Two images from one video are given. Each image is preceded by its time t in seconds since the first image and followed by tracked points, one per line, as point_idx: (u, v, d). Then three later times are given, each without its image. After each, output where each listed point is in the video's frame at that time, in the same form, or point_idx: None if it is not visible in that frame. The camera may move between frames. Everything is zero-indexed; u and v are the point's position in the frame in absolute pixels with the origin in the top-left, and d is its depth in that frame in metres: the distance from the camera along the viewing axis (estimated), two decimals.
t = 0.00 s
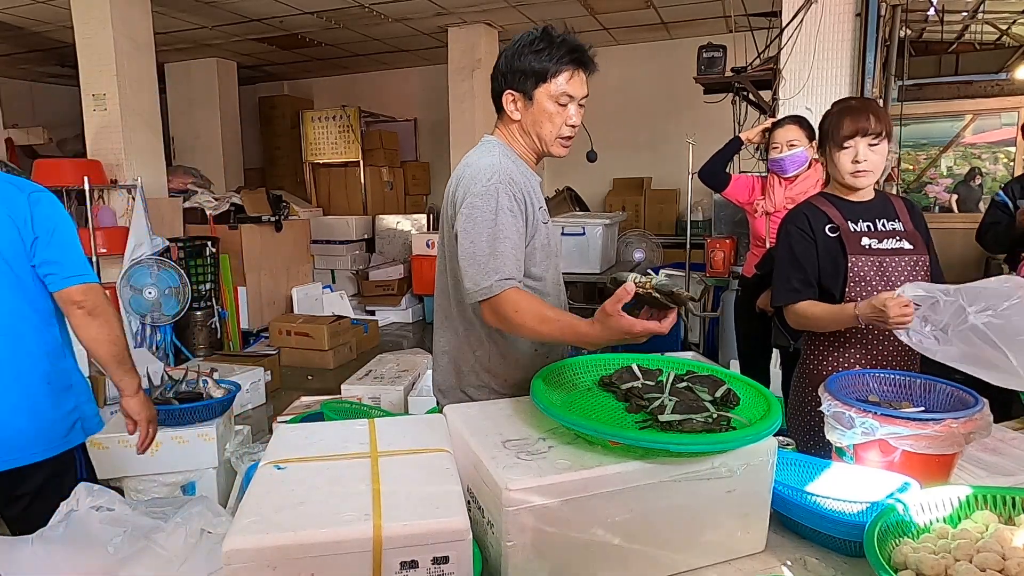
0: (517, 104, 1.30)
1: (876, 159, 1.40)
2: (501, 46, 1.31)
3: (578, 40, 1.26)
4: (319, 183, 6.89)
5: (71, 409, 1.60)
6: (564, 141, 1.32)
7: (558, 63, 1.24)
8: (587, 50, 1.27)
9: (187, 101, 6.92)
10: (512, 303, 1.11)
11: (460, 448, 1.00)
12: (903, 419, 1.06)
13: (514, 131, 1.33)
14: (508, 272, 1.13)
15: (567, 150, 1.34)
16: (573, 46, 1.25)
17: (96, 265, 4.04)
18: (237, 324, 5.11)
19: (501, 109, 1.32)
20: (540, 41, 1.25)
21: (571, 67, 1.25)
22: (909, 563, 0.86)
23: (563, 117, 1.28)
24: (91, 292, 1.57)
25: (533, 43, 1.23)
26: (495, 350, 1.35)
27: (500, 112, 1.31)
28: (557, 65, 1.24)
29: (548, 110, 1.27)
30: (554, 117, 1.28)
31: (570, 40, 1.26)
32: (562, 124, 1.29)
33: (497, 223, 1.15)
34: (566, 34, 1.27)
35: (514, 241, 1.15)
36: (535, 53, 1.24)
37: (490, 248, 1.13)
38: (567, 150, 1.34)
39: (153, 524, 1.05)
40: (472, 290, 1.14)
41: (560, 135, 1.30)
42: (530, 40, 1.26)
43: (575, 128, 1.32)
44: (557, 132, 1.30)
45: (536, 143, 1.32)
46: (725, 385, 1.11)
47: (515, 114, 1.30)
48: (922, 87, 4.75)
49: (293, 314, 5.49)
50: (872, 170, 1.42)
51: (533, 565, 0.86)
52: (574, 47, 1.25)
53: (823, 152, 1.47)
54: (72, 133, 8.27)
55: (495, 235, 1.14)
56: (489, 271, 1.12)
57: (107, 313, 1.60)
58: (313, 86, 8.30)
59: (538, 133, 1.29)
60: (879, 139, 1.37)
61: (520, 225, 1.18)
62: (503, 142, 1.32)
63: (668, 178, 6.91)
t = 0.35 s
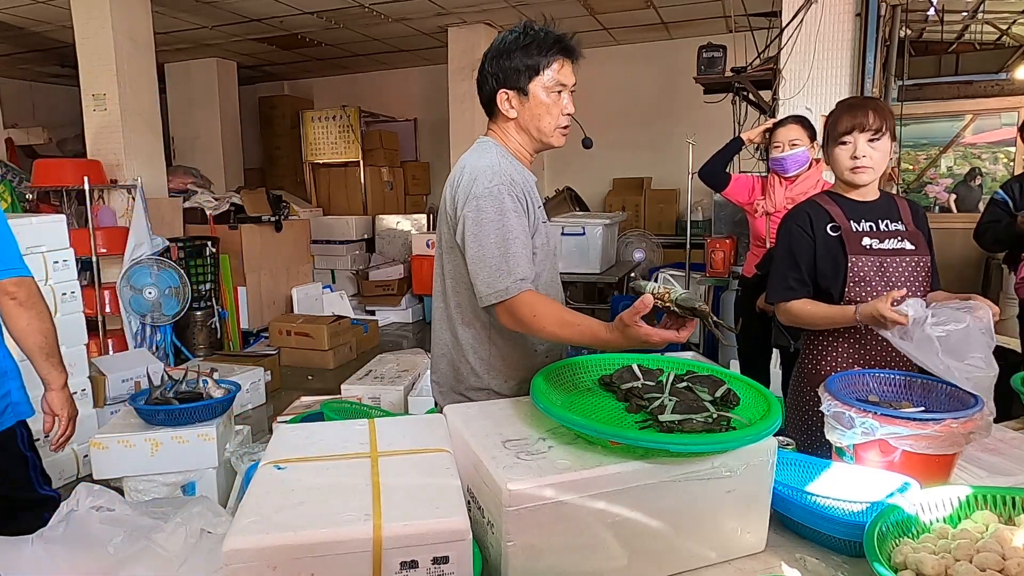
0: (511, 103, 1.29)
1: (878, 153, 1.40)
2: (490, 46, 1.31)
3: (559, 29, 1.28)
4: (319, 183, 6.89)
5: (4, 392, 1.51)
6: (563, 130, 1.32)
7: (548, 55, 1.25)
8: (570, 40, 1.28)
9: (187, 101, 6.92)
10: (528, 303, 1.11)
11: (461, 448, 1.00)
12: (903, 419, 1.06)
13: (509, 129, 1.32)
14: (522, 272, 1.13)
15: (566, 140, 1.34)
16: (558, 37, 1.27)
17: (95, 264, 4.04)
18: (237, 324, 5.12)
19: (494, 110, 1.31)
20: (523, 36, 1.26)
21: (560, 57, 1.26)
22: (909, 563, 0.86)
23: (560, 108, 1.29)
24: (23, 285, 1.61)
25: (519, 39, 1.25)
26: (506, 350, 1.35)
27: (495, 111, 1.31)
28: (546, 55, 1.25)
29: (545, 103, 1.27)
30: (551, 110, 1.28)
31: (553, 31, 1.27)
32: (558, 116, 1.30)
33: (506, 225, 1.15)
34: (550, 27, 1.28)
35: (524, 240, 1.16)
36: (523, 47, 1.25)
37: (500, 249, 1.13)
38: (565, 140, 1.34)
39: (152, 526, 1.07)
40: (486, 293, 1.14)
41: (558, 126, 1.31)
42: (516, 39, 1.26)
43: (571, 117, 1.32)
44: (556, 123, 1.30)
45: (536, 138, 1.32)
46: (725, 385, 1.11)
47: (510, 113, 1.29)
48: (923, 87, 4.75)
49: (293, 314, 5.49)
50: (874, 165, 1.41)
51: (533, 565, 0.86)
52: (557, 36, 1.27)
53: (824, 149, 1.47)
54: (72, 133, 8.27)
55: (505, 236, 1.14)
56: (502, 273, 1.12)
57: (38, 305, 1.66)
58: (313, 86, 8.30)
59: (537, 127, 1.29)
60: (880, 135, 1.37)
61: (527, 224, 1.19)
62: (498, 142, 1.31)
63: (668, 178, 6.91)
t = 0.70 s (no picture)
0: (514, 107, 1.29)
1: (881, 154, 1.39)
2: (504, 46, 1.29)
3: (580, 48, 1.24)
4: (319, 183, 6.89)
5: None
6: (558, 148, 1.32)
7: (561, 74, 1.22)
8: (588, 62, 1.25)
9: (187, 101, 6.92)
10: (490, 311, 1.11)
11: (461, 449, 1.00)
12: (903, 419, 1.06)
13: (509, 133, 1.32)
14: (489, 280, 1.13)
15: (560, 156, 1.34)
16: (577, 56, 1.23)
17: (95, 264, 4.04)
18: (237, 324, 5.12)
19: (499, 110, 1.31)
20: (545, 46, 1.22)
21: (573, 79, 1.23)
22: (909, 563, 0.86)
23: (559, 127, 1.28)
24: (24, 295, 1.71)
25: (538, 49, 1.21)
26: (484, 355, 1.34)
27: (498, 112, 1.31)
28: (561, 74, 1.21)
29: (544, 118, 1.26)
30: (549, 127, 1.27)
31: (577, 49, 1.24)
32: (556, 133, 1.28)
33: (481, 231, 1.15)
34: (573, 41, 1.25)
35: (497, 249, 1.16)
36: (540, 58, 1.21)
37: (472, 255, 1.13)
38: (560, 156, 1.33)
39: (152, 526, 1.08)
40: (453, 297, 1.14)
41: (553, 141, 1.30)
42: (535, 45, 1.23)
43: (568, 138, 1.31)
44: (551, 139, 1.29)
45: (529, 146, 1.31)
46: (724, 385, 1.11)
47: (511, 117, 1.29)
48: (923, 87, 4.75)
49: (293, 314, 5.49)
50: (878, 164, 1.41)
51: (533, 565, 0.86)
52: (578, 58, 1.23)
53: (828, 147, 1.46)
54: (72, 132, 8.26)
55: (478, 242, 1.14)
56: (470, 280, 1.12)
57: (36, 313, 1.75)
58: (313, 86, 8.30)
59: (531, 138, 1.29)
60: (884, 135, 1.37)
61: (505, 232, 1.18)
62: (497, 146, 1.31)
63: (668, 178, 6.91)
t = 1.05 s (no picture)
0: (533, 110, 1.32)
1: (879, 152, 1.39)
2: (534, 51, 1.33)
3: (604, 56, 1.25)
4: (319, 183, 6.89)
5: None
6: (573, 157, 1.31)
7: (579, 81, 1.22)
8: (610, 73, 1.25)
9: (187, 101, 6.92)
10: (453, 296, 1.16)
11: (461, 450, 1.00)
12: (904, 419, 1.06)
13: (530, 135, 1.36)
14: (456, 268, 1.20)
15: (576, 166, 1.33)
16: (597, 66, 1.23)
17: (95, 264, 4.03)
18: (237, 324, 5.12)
19: (521, 112, 1.34)
20: (569, 51, 1.24)
21: (591, 90, 1.23)
22: (909, 563, 0.86)
23: (574, 135, 1.28)
24: (26, 289, 1.73)
25: (559, 53, 1.22)
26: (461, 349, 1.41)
27: (520, 113, 1.34)
28: (579, 81, 1.22)
29: (559, 125, 1.27)
30: (564, 134, 1.27)
31: (601, 57, 1.24)
32: (570, 142, 1.28)
33: (459, 221, 1.23)
34: (599, 48, 1.26)
35: (468, 240, 1.22)
36: (561, 62, 1.22)
37: (447, 243, 1.21)
38: (575, 166, 1.33)
39: (152, 525, 1.08)
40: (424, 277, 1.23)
41: (567, 151, 1.30)
42: (558, 49, 1.25)
43: (586, 148, 1.31)
44: (563, 147, 1.29)
45: (546, 152, 1.32)
46: (725, 385, 1.12)
47: (530, 120, 1.32)
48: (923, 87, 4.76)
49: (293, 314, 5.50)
50: (875, 164, 1.41)
51: (532, 565, 0.86)
52: (600, 66, 1.23)
53: (827, 146, 1.47)
54: (72, 132, 8.26)
55: (453, 230, 1.22)
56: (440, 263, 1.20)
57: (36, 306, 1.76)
58: (313, 86, 8.30)
59: (546, 143, 1.30)
60: (882, 133, 1.37)
61: (482, 225, 1.25)
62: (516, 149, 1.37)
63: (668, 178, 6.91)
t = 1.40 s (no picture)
0: (573, 111, 1.33)
1: (874, 156, 1.40)
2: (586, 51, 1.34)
3: (649, 61, 1.25)
4: (319, 183, 6.89)
5: None
6: (608, 160, 1.32)
7: (619, 83, 1.23)
8: (652, 79, 1.25)
9: (187, 101, 6.92)
10: (477, 278, 1.30)
11: (461, 450, 1.00)
12: (904, 419, 1.06)
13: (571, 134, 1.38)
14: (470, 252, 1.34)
15: (610, 169, 1.34)
16: (639, 71, 1.23)
17: (95, 264, 4.03)
18: (237, 324, 5.13)
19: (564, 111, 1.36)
20: (614, 54, 1.24)
21: (631, 94, 1.24)
22: (909, 563, 0.86)
23: (609, 138, 1.28)
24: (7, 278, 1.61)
25: (604, 54, 1.23)
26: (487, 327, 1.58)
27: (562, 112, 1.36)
28: (620, 83, 1.23)
29: (596, 127, 1.28)
30: (601, 136, 1.28)
31: (644, 61, 1.24)
32: (606, 144, 1.29)
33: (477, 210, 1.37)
34: (644, 52, 1.26)
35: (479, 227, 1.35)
36: (604, 64, 1.23)
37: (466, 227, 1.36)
38: (609, 169, 1.33)
39: (152, 525, 1.08)
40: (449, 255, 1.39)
41: (603, 154, 1.31)
42: (604, 52, 1.26)
43: (622, 152, 1.31)
44: (599, 149, 1.30)
45: (583, 152, 1.33)
46: (726, 385, 1.11)
47: (570, 119, 1.34)
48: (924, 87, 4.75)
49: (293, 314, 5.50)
50: (870, 166, 1.41)
51: (533, 565, 0.86)
52: (641, 71, 1.23)
53: (823, 148, 1.47)
54: (72, 132, 8.26)
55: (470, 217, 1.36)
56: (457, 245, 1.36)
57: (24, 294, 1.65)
58: (313, 86, 8.30)
59: (584, 144, 1.32)
60: (875, 136, 1.37)
61: (495, 215, 1.36)
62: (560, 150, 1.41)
63: (667, 178, 6.91)
